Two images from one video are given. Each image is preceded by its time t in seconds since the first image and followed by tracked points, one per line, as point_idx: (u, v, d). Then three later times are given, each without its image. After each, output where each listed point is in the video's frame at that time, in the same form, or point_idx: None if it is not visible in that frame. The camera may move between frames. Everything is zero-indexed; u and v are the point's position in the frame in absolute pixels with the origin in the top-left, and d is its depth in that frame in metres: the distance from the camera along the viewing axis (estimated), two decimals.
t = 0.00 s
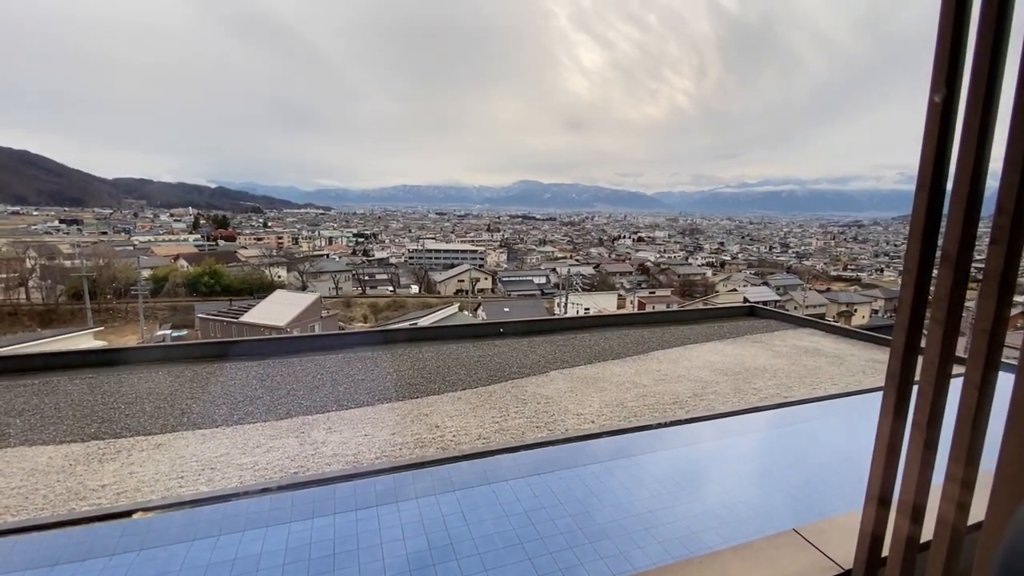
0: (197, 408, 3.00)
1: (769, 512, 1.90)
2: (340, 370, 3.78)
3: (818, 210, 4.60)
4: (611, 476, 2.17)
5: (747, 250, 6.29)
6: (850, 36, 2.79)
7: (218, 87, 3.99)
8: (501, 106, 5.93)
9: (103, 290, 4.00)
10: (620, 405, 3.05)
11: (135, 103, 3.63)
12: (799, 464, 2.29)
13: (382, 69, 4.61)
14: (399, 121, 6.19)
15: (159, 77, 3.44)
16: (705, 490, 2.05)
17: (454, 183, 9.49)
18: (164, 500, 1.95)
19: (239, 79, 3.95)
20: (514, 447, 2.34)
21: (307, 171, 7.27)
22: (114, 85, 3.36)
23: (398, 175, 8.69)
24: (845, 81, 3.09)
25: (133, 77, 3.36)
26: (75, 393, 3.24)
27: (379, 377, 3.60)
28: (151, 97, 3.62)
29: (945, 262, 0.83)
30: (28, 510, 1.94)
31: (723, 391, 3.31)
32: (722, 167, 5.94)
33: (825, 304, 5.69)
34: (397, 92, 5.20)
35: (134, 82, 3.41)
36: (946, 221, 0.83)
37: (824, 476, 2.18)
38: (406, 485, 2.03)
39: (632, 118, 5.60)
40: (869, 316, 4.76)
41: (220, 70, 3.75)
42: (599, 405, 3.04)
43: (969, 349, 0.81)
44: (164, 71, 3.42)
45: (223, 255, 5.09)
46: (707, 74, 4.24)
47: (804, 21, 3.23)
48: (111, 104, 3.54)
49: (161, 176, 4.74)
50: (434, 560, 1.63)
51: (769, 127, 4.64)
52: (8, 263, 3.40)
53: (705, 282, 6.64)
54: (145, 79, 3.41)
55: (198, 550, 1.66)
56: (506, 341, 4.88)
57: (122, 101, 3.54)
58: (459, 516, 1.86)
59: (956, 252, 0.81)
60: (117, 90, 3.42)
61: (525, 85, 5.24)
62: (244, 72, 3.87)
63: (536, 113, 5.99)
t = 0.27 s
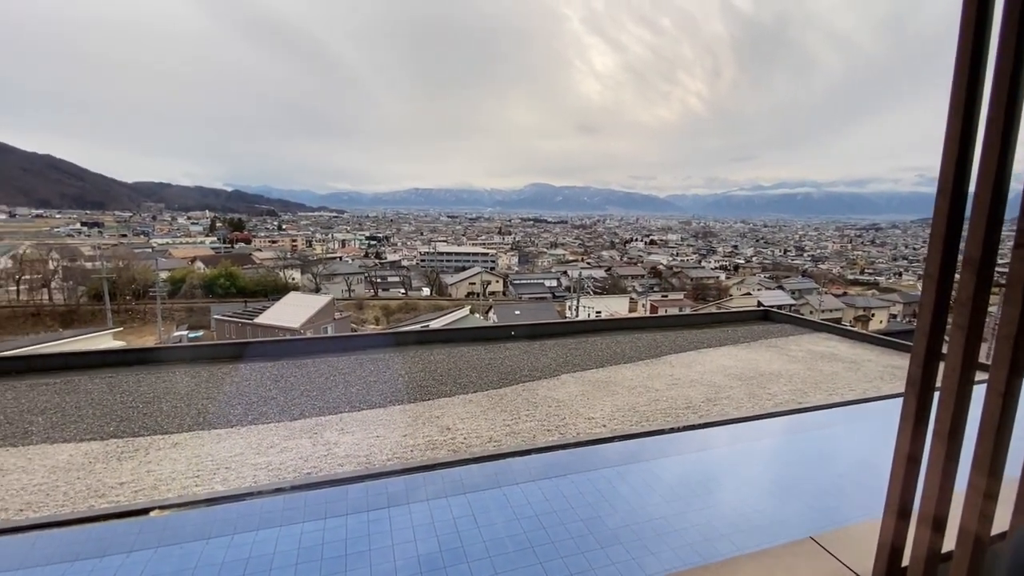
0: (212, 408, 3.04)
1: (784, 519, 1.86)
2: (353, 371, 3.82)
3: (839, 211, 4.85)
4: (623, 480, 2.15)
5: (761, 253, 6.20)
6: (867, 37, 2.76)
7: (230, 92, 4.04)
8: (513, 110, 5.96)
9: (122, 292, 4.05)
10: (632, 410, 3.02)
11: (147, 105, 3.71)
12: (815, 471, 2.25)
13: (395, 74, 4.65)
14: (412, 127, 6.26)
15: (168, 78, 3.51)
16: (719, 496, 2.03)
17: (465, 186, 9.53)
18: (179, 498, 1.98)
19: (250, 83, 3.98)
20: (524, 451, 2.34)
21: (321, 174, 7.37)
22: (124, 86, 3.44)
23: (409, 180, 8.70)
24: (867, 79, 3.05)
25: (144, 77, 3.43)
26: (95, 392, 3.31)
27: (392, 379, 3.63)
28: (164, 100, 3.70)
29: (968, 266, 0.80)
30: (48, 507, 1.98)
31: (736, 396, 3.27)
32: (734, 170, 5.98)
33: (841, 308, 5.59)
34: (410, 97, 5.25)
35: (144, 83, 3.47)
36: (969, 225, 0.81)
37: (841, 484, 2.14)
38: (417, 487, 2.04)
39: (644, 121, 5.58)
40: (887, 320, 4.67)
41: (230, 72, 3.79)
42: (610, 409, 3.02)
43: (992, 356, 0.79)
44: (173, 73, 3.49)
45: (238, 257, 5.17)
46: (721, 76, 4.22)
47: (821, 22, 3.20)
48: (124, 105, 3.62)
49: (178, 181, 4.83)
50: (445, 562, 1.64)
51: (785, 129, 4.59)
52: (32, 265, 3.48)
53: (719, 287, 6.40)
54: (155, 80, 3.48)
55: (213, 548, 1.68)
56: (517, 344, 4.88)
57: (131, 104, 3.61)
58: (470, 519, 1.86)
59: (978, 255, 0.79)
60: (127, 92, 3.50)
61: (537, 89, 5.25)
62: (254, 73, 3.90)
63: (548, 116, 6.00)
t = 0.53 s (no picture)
0: (225, 408, 3.08)
1: (797, 525, 1.84)
2: (364, 372, 3.84)
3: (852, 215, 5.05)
4: (633, 484, 2.14)
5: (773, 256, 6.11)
6: (882, 36, 2.72)
7: (239, 92, 4.11)
8: (522, 112, 5.96)
9: (138, 292, 4.13)
10: (643, 413, 3.00)
11: (156, 103, 3.80)
12: (829, 476, 2.22)
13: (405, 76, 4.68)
14: (423, 130, 6.30)
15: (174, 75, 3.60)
16: (730, 501, 2.01)
17: (475, 188, 9.55)
18: (194, 496, 2.01)
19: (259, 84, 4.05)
20: (534, 452, 2.33)
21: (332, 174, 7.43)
22: (130, 82, 3.55)
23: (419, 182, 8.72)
24: (883, 78, 3.00)
25: (148, 75, 3.53)
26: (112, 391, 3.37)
27: (402, 380, 3.65)
28: (173, 98, 3.80)
29: (989, 270, 0.82)
30: (66, 503, 2.02)
31: (749, 400, 3.23)
32: (747, 172, 5.94)
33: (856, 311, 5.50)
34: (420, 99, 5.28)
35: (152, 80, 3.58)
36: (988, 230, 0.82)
37: (856, 490, 2.11)
38: (427, 488, 2.05)
39: (655, 123, 5.55)
40: (904, 323, 4.59)
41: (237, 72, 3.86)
42: (620, 412, 3.00)
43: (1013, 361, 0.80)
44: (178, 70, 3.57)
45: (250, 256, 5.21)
46: (733, 76, 4.19)
47: (836, 21, 3.17)
48: (133, 102, 3.73)
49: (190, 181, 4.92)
50: (455, 563, 1.64)
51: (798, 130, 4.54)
52: (51, 265, 3.65)
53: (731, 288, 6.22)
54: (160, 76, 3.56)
55: (226, 546, 1.70)
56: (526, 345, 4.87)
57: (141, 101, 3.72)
58: (479, 520, 1.86)
59: (1000, 260, 0.80)
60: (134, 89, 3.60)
61: (547, 90, 5.25)
62: (263, 75, 3.96)
63: (558, 118, 6.00)
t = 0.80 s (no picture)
0: (238, 407, 3.11)
1: (812, 531, 1.81)
2: (375, 373, 3.87)
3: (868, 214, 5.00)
4: (644, 488, 2.12)
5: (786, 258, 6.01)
6: (899, 36, 2.68)
7: (244, 94, 4.21)
8: (532, 113, 5.96)
9: (154, 292, 4.20)
10: (654, 416, 2.98)
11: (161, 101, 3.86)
12: (844, 481, 2.18)
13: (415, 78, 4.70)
14: (433, 133, 6.34)
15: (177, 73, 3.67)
16: (743, 506, 1.98)
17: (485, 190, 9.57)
18: (207, 494, 2.04)
19: (264, 85, 4.12)
20: (543, 455, 2.33)
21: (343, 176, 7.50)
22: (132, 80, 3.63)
23: (428, 185, 8.75)
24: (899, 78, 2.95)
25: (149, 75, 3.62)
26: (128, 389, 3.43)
27: (412, 381, 3.67)
28: (177, 97, 3.87)
29: (1009, 272, 0.81)
30: (84, 499, 2.06)
31: (762, 404, 3.19)
32: (760, 173, 5.88)
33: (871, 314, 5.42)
34: (430, 100, 5.30)
35: (152, 80, 3.67)
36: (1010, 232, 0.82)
37: (872, 495, 2.07)
38: (437, 489, 2.06)
39: (665, 125, 5.52)
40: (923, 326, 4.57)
41: (239, 73, 3.93)
42: (631, 415, 2.99)
43: None
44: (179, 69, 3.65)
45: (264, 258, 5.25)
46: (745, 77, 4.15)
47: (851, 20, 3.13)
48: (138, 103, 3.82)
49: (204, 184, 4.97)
50: (465, 565, 1.64)
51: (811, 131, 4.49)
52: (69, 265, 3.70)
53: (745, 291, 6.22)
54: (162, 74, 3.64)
55: (239, 544, 1.72)
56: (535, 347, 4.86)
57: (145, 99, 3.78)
58: (489, 522, 1.86)
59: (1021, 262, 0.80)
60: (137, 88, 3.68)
61: (557, 92, 5.24)
62: (266, 71, 3.99)
63: (569, 119, 5.99)
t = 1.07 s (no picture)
0: (252, 408, 3.14)
1: (828, 539, 1.78)
2: (386, 374, 3.89)
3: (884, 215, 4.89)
4: (655, 492, 2.11)
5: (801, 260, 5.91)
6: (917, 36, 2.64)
7: (264, 103, 4.22)
8: (543, 115, 5.97)
9: (170, 293, 4.29)
10: (665, 420, 2.96)
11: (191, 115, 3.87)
12: (861, 487, 2.14)
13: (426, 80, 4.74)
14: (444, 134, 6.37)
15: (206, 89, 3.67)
16: (757, 511, 1.95)
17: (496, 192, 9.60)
18: (221, 492, 2.06)
19: (283, 94, 4.14)
20: (554, 458, 2.32)
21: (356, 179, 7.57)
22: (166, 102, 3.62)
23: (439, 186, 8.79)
24: (916, 78, 2.91)
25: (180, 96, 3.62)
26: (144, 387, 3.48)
27: (423, 381, 3.69)
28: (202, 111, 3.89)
29: None
30: (102, 495, 2.11)
31: (776, 408, 3.15)
32: (775, 173, 5.82)
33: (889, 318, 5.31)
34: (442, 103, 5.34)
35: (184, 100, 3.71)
36: None
37: (890, 502, 2.03)
38: (447, 490, 2.06)
39: (677, 126, 5.49)
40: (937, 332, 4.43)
41: (262, 85, 3.94)
42: (642, 419, 2.97)
43: None
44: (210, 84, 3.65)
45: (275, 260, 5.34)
46: (758, 78, 4.12)
47: (867, 20, 3.09)
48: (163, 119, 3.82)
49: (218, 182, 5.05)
50: (475, 567, 1.64)
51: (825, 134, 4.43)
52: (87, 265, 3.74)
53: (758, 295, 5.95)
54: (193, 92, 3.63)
55: (252, 543, 1.74)
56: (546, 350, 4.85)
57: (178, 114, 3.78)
58: (499, 525, 1.86)
59: None
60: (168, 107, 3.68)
61: (568, 93, 5.24)
62: (286, 82, 4.01)
63: (579, 121, 5.99)
